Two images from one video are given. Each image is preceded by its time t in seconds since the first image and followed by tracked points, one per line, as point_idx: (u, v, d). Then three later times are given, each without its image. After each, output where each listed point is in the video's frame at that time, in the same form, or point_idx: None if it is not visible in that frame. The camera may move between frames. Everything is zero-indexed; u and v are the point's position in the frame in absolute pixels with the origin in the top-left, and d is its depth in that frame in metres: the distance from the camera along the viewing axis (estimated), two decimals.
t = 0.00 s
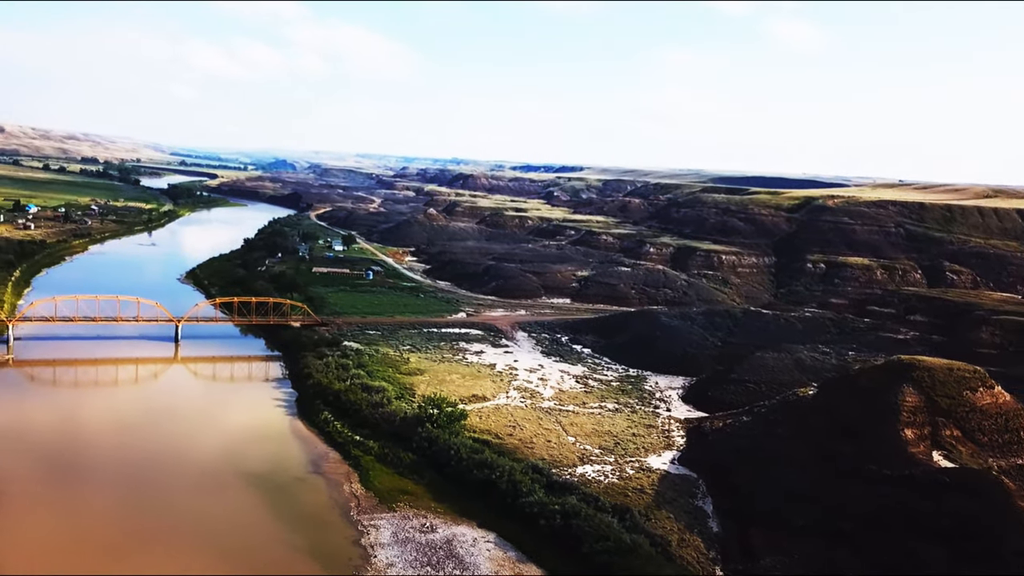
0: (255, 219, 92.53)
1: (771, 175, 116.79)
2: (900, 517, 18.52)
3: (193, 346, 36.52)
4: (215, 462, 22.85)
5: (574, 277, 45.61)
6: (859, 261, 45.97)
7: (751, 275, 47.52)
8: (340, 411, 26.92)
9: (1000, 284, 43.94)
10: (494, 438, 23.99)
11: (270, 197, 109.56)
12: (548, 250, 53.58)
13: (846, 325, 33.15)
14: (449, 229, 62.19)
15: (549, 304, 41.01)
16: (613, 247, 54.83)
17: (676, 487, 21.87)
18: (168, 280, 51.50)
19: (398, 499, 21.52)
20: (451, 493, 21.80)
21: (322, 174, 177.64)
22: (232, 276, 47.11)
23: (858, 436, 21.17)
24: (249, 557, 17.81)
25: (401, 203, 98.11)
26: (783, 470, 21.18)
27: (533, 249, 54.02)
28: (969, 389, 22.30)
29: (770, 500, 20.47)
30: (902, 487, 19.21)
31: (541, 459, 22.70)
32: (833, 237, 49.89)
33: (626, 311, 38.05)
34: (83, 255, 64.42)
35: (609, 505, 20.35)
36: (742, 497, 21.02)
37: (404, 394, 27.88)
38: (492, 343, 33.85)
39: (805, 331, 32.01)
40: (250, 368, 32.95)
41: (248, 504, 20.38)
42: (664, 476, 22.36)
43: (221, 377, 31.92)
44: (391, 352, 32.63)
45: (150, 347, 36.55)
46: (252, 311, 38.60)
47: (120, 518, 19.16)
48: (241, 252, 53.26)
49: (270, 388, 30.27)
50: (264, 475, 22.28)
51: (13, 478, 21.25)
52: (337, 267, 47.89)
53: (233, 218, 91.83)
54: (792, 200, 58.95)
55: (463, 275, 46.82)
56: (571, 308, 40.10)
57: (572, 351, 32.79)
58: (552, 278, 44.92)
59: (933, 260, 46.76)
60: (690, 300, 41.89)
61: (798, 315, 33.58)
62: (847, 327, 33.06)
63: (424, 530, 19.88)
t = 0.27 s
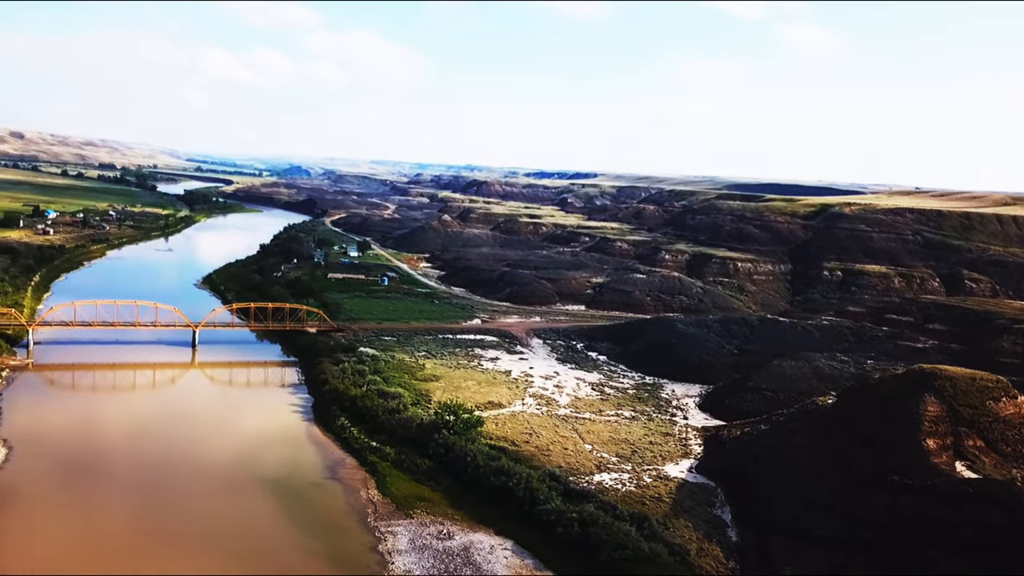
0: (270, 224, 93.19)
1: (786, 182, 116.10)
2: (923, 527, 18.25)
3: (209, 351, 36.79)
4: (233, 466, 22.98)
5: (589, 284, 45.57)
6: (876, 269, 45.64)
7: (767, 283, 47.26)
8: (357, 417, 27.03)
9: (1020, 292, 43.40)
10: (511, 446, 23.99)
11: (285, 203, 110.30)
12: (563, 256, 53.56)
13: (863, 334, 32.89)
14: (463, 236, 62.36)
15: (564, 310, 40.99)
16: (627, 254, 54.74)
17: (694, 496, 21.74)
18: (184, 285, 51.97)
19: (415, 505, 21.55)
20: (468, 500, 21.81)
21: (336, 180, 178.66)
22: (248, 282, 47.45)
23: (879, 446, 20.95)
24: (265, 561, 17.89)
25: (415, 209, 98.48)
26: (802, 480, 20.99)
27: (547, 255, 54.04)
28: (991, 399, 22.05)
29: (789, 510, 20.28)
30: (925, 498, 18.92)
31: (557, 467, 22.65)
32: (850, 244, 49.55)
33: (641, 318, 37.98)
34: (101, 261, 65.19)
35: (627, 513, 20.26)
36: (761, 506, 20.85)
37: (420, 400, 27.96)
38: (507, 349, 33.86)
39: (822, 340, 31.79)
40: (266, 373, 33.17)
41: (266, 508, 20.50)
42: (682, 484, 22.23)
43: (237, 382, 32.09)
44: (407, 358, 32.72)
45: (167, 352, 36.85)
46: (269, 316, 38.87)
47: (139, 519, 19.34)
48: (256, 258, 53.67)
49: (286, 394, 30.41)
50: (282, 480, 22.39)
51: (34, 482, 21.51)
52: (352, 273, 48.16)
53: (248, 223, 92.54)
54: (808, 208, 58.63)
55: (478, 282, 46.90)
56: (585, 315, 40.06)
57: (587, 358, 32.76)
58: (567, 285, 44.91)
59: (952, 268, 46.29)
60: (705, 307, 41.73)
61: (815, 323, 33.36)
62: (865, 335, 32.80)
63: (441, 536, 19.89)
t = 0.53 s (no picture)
0: (285, 230, 93.90)
1: (802, 188, 115.40)
2: (945, 534, 18.00)
3: (226, 357, 37.09)
4: (250, 471, 23.08)
5: (603, 290, 45.56)
6: (893, 276, 45.30)
7: (784, 290, 47.03)
8: (373, 422, 27.16)
9: None
10: (527, 452, 24.00)
11: (300, 209, 111.11)
12: (577, 263, 53.57)
13: (882, 342, 32.62)
14: (478, 242, 62.56)
15: (579, 317, 40.99)
16: (642, 261, 54.68)
17: (712, 504, 21.62)
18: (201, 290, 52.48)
19: (431, 511, 21.59)
20: (485, 507, 21.83)
21: (351, 186, 179.76)
22: (264, 287, 47.86)
23: (900, 455, 20.74)
24: (282, 566, 17.94)
25: (429, 216, 98.86)
26: (821, 489, 20.82)
27: (562, 262, 54.09)
28: (1014, 408, 21.80)
29: (808, 520, 20.10)
30: (948, 507, 18.70)
31: (574, 474, 22.63)
32: (867, 252, 49.22)
33: (656, 325, 37.94)
34: (119, 266, 65.99)
35: (645, 521, 20.18)
36: (779, 515, 20.69)
37: (436, 406, 28.07)
38: (522, 355, 33.92)
39: (840, 347, 31.57)
40: (283, 379, 33.40)
41: (283, 512, 20.57)
42: (700, 492, 22.13)
43: (254, 387, 32.30)
44: (422, 364, 32.87)
45: (184, 357, 37.17)
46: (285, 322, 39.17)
47: (158, 524, 19.47)
48: (272, 263, 54.14)
49: (303, 400, 30.58)
50: (299, 485, 22.45)
51: (53, 486, 21.71)
52: (367, 279, 48.48)
53: (263, 229, 93.31)
54: (824, 215, 58.29)
55: (492, 288, 47.01)
56: (600, 321, 40.06)
57: (603, 365, 32.77)
58: (581, 291, 44.93)
59: (971, 276, 45.80)
60: (721, 314, 41.62)
61: (833, 331, 33.14)
62: (883, 343, 32.54)
63: (458, 543, 19.90)
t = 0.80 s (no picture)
0: (300, 236, 94.62)
1: (818, 195, 114.62)
2: (967, 545, 17.86)
3: (243, 362, 37.41)
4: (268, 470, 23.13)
5: (618, 297, 45.56)
6: (910, 283, 44.98)
7: (800, 297, 46.81)
8: (389, 428, 27.30)
9: None
10: (543, 459, 24.04)
11: (314, 214, 111.88)
12: (592, 269, 53.60)
13: (899, 349, 32.39)
14: (491, 248, 62.76)
15: (593, 323, 41.01)
16: (657, 267, 54.62)
17: (729, 512, 21.54)
18: (218, 295, 52.99)
19: (448, 517, 21.66)
20: (501, 513, 21.87)
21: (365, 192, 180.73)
22: (280, 293, 48.28)
23: (920, 464, 20.58)
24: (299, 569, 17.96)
25: (443, 222, 99.21)
26: (840, 498, 20.69)
27: (576, 268, 54.13)
28: None
29: (827, 528, 19.97)
30: (969, 518, 18.52)
31: (591, 481, 22.63)
32: (884, 259, 48.89)
33: (672, 332, 37.92)
34: (136, 270, 66.76)
35: (662, 529, 20.14)
36: (798, 524, 20.58)
37: (452, 412, 28.18)
38: (537, 362, 34.00)
39: (857, 355, 31.39)
40: (299, 384, 33.64)
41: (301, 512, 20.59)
42: (717, 500, 22.05)
43: (271, 392, 32.55)
44: (438, 370, 33.02)
45: (201, 361, 37.52)
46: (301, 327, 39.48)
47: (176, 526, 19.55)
48: (288, 268, 54.61)
49: (319, 405, 30.78)
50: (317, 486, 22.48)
51: (73, 491, 21.95)
52: (382, 285, 48.86)
53: (278, 234, 94.03)
54: (840, 222, 57.96)
55: (507, 294, 47.12)
56: (615, 328, 40.08)
57: (618, 372, 32.81)
58: (596, 298, 44.97)
59: (990, 284, 45.36)
60: (737, 321, 41.53)
61: (850, 339, 32.95)
62: (901, 351, 32.30)
63: (475, 549, 19.95)
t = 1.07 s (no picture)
0: (315, 241, 95.32)
1: (834, 201, 113.84)
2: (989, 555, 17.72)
3: (260, 367, 37.74)
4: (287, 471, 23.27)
5: (633, 303, 45.55)
6: (928, 290, 44.62)
7: (816, 304, 46.58)
8: (406, 433, 27.46)
9: None
10: (560, 466, 24.09)
11: (329, 220, 112.60)
12: (606, 275, 53.62)
13: (918, 357, 32.13)
14: (506, 254, 63.00)
15: (608, 330, 41.07)
16: (672, 273, 54.55)
17: (748, 520, 21.47)
18: (235, 300, 53.52)
19: (466, 523, 21.73)
20: (518, 519, 21.90)
21: (379, 198, 181.58)
22: (297, 298, 48.72)
23: (941, 473, 20.38)
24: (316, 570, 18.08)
25: (457, 227, 99.53)
26: (860, 506, 20.56)
27: (591, 274, 54.20)
28: None
29: (847, 537, 19.85)
30: (992, 528, 18.35)
31: (608, 488, 22.64)
32: (901, 266, 48.54)
33: (687, 338, 37.94)
34: (154, 275, 67.51)
35: (680, 536, 20.11)
36: (816, 532, 20.48)
37: (468, 418, 28.31)
38: (553, 368, 34.08)
39: (875, 363, 31.21)
40: (315, 389, 33.89)
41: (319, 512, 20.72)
42: (735, 508, 21.96)
43: (288, 397, 32.79)
44: (453, 376, 33.19)
45: (218, 366, 37.89)
46: (318, 332, 39.86)
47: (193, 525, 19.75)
48: (304, 273, 55.16)
49: (336, 410, 30.99)
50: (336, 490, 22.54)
51: (94, 494, 22.27)
52: (397, 291, 49.39)
53: (293, 240, 94.79)
54: (856, 228, 57.62)
55: (522, 300, 47.24)
56: (630, 334, 40.15)
57: (634, 379, 32.90)
58: (611, 304, 45.02)
59: (1010, 291, 44.85)
60: (753, 328, 41.48)
61: (867, 346, 32.75)
62: (920, 358, 32.03)
63: (493, 555, 20.00)
